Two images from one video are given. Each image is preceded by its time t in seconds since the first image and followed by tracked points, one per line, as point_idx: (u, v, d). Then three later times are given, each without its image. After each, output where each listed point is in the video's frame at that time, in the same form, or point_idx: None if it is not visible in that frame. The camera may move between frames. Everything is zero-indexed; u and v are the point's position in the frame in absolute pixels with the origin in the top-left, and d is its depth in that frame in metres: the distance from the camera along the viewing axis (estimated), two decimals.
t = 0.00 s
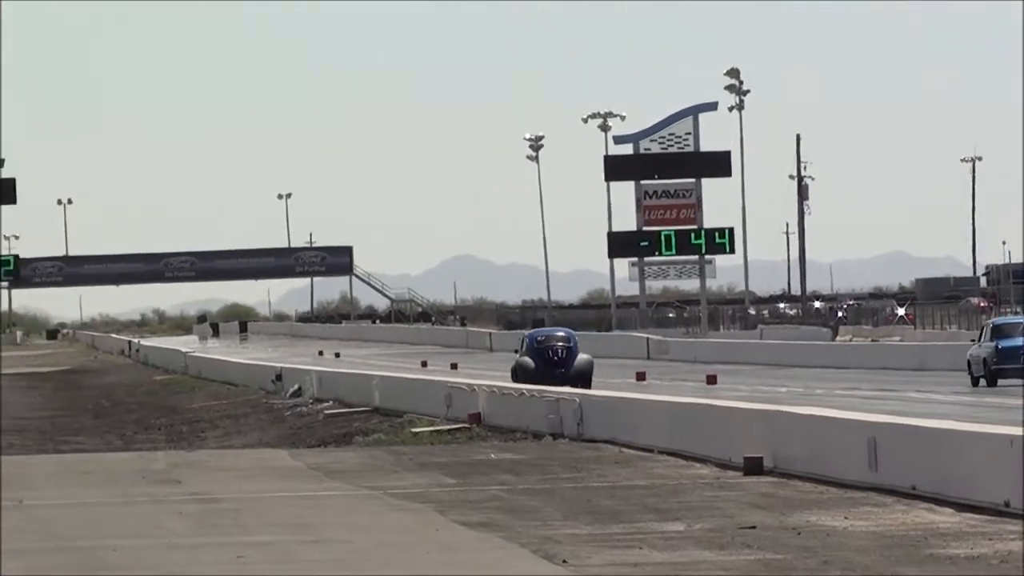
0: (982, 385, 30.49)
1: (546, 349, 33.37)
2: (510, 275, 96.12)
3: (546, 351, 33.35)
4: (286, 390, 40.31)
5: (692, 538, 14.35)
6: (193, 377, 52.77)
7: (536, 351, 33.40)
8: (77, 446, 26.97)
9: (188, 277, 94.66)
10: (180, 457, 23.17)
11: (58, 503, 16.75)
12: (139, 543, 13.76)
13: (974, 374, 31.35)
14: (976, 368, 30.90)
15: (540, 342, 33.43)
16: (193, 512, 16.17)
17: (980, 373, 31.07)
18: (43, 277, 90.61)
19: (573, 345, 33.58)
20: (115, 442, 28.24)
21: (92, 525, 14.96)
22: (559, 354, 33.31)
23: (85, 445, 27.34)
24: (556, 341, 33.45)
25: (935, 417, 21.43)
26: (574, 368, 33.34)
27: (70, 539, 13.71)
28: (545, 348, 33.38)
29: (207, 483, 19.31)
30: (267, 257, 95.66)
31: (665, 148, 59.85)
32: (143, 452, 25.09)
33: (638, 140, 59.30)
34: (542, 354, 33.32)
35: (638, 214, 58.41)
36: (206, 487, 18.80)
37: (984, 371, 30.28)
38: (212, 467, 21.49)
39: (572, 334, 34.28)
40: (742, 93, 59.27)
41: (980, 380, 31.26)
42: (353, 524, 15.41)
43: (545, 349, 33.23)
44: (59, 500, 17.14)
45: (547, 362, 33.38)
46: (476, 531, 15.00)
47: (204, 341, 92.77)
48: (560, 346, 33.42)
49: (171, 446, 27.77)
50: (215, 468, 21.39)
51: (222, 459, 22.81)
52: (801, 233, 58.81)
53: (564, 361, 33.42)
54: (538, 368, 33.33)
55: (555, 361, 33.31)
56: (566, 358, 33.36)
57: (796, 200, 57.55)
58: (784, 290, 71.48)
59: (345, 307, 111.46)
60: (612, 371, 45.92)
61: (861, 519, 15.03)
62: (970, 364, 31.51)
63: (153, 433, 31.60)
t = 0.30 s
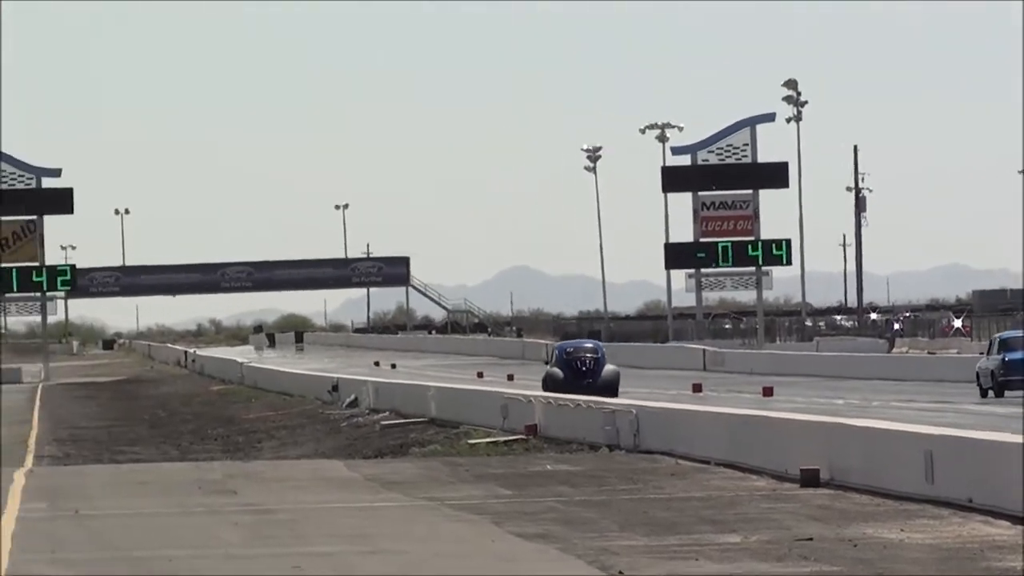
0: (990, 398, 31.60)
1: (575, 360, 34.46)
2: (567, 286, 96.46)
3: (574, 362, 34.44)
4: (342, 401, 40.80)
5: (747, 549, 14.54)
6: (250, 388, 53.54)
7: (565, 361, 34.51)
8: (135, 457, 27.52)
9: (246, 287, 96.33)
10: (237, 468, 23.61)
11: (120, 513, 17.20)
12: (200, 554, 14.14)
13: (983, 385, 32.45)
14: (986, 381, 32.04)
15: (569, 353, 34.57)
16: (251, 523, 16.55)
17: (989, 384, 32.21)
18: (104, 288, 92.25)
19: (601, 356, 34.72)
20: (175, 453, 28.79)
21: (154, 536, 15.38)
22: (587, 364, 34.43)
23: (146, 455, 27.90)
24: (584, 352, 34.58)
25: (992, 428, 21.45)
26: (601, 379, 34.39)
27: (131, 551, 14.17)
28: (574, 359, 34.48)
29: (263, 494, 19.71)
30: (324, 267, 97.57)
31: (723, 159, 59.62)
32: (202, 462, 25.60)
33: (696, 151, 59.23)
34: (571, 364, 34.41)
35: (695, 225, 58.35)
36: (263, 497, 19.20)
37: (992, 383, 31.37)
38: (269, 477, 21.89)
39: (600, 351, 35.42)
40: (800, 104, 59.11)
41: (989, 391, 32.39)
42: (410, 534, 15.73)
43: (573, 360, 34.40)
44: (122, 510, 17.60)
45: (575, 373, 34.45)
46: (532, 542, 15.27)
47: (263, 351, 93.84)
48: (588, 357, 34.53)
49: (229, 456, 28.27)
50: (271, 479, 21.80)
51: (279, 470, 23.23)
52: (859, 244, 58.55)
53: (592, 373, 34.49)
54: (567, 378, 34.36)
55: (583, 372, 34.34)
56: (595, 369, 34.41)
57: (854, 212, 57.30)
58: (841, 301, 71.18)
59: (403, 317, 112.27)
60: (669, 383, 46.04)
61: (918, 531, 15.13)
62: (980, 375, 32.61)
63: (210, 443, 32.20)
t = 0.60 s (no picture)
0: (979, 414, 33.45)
1: (585, 376, 36.39)
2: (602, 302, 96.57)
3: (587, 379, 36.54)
4: (377, 415, 41.09)
5: (780, 566, 14.68)
6: (285, 402, 53.94)
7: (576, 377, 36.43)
8: (169, 470, 27.86)
9: (281, 301, 96.70)
10: (271, 481, 23.91)
11: (155, 526, 17.50)
12: (234, 567, 14.40)
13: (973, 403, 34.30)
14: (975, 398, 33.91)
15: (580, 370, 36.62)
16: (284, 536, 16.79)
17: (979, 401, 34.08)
18: (141, 301, 93.17)
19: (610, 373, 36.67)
20: (210, 466, 29.14)
21: (189, 549, 15.62)
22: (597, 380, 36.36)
23: (180, 468, 28.23)
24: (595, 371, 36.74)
25: None
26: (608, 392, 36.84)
27: (166, 564, 14.46)
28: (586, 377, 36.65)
29: (298, 508, 19.97)
30: (358, 281, 98.01)
31: (760, 175, 59.63)
32: (237, 476, 25.89)
33: (734, 168, 59.42)
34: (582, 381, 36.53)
35: (732, 241, 58.40)
36: (298, 511, 19.46)
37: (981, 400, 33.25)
38: (303, 492, 22.16)
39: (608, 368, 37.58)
40: (837, 121, 59.12)
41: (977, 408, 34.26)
42: (444, 549, 15.94)
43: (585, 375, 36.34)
44: (157, 523, 17.89)
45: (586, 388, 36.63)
46: (566, 557, 15.45)
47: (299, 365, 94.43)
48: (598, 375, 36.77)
49: (264, 470, 28.59)
50: (305, 493, 22.07)
51: (313, 484, 23.52)
52: (895, 261, 58.38)
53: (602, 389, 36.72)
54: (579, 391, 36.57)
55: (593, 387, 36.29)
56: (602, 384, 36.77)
57: (891, 229, 57.19)
58: (877, 319, 70.99)
59: (439, 332, 112.70)
60: (704, 399, 46.11)
61: (952, 549, 15.23)
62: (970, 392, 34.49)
63: (245, 457, 32.53)
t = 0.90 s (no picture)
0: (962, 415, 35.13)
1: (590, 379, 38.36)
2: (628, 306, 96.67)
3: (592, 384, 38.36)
4: (403, 419, 41.28)
5: (806, 571, 14.75)
6: (311, 406, 54.16)
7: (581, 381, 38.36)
8: (195, 473, 28.10)
9: (308, 304, 96.82)
10: (296, 485, 24.09)
11: (181, 529, 17.71)
12: (259, 571, 14.56)
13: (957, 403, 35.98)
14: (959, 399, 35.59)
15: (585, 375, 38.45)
16: (309, 540, 16.96)
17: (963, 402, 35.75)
18: (166, 304, 94.70)
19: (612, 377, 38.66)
20: (234, 470, 29.35)
21: (214, 552, 15.79)
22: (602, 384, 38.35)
23: (205, 472, 28.45)
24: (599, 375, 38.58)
25: None
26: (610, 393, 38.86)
27: (192, 567, 14.63)
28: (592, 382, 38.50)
29: (324, 511, 20.15)
30: (384, 285, 97.88)
31: (785, 179, 59.60)
32: (261, 479, 26.08)
33: (760, 172, 59.39)
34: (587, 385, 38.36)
35: (758, 246, 58.37)
36: (323, 515, 19.65)
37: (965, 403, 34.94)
38: (329, 496, 22.35)
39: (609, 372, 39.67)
40: (863, 125, 59.01)
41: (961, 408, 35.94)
42: (469, 552, 16.08)
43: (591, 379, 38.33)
44: (183, 526, 18.09)
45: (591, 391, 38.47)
46: (591, 561, 15.58)
47: (326, 368, 94.74)
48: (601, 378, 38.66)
49: (289, 473, 28.78)
50: (331, 496, 22.25)
51: (338, 488, 23.70)
52: (921, 265, 58.25)
53: (605, 391, 38.58)
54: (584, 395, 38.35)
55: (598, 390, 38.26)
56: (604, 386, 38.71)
57: (917, 233, 57.08)
58: (904, 322, 70.86)
59: (465, 336, 113.00)
60: (730, 403, 46.19)
61: (978, 554, 15.29)
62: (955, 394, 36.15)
63: (271, 460, 32.75)
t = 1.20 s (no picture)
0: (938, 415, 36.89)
1: (583, 379, 39.80)
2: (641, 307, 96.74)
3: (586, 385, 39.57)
4: (417, 419, 41.46)
5: (820, 571, 14.87)
6: (325, 406, 54.39)
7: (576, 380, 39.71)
8: (207, 474, 28.27)
9: (321, 305, 97.23)
10: (310, 485, 24.25)
11: (193, 529, 17.86)
12: (273, 572, 14.71)
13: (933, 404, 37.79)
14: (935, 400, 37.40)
15: (577, 373, 39.77)
16: (323, 540, 17.11)
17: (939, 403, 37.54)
18: (179, 305, 95.08)
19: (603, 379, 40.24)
20: (248, 470, 29.53)
21: (228, 553, 15.93)
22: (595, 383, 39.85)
23: (218, 472, 28.63)
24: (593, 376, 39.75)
25: None
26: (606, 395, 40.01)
27: (203, 568, 14.79)
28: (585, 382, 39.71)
29: (337, 512, 20.30)
30: (397, 286, 98.07)
31: (799, 180, 59.65)
32: (275, 480, 26.22)
33: (774, 173, 59.43)
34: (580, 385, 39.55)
35: (772, 246, 58.38)
36: (336, 515, 19.80)
37: (941, 403, 36.72)
38: (342, 496, 22.50)
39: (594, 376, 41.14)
40: (877, 127, 59.02)
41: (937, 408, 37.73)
42: (483, 553, 16.21)
43: (584, 378, 39.78)
44: (196, 527, 18.25)
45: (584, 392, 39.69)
46: (605, 562, 15.71)
47: (340, 369, 95.05)
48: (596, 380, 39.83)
49: (303, 473, 28.94)
50: (344, 497, 22.41)
51: (351, 488, 23.85)
52: (935, 266, 58.24)
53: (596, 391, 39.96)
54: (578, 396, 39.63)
55: (591, 388, 39.68)
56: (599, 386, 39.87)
57: (931, 235, 57.07)
58: (917, 323, 70.90)
59: (479, 336, 113.29)
60: (744, 404, 46.27)
61: (992, 554, 15.40)
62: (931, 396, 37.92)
63: (285, 460, 32.94)
